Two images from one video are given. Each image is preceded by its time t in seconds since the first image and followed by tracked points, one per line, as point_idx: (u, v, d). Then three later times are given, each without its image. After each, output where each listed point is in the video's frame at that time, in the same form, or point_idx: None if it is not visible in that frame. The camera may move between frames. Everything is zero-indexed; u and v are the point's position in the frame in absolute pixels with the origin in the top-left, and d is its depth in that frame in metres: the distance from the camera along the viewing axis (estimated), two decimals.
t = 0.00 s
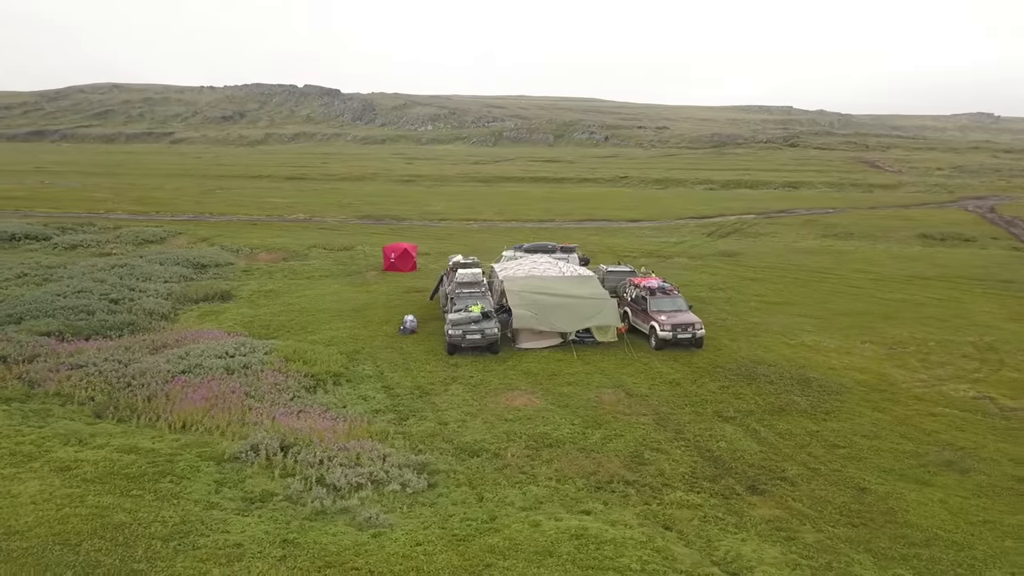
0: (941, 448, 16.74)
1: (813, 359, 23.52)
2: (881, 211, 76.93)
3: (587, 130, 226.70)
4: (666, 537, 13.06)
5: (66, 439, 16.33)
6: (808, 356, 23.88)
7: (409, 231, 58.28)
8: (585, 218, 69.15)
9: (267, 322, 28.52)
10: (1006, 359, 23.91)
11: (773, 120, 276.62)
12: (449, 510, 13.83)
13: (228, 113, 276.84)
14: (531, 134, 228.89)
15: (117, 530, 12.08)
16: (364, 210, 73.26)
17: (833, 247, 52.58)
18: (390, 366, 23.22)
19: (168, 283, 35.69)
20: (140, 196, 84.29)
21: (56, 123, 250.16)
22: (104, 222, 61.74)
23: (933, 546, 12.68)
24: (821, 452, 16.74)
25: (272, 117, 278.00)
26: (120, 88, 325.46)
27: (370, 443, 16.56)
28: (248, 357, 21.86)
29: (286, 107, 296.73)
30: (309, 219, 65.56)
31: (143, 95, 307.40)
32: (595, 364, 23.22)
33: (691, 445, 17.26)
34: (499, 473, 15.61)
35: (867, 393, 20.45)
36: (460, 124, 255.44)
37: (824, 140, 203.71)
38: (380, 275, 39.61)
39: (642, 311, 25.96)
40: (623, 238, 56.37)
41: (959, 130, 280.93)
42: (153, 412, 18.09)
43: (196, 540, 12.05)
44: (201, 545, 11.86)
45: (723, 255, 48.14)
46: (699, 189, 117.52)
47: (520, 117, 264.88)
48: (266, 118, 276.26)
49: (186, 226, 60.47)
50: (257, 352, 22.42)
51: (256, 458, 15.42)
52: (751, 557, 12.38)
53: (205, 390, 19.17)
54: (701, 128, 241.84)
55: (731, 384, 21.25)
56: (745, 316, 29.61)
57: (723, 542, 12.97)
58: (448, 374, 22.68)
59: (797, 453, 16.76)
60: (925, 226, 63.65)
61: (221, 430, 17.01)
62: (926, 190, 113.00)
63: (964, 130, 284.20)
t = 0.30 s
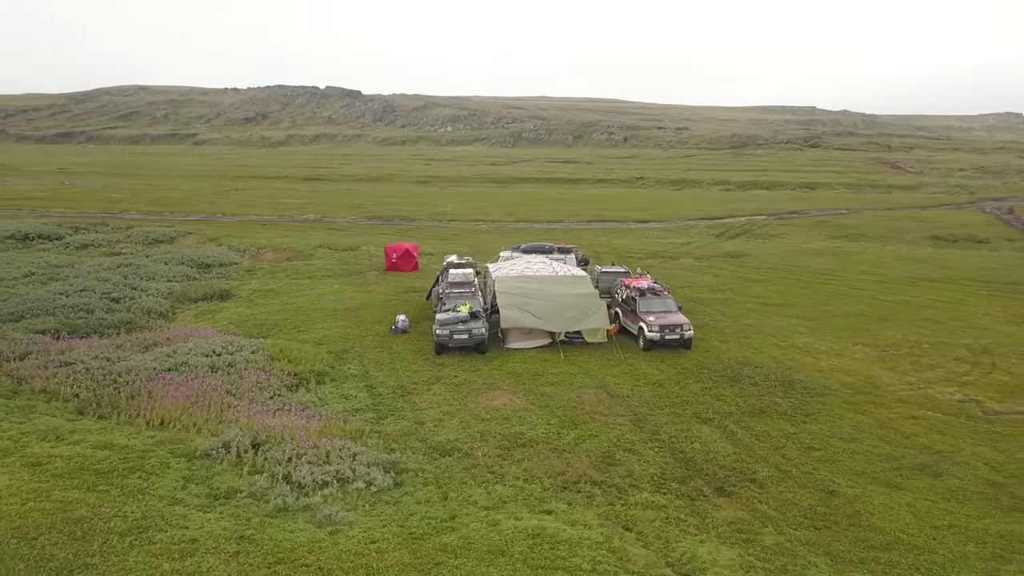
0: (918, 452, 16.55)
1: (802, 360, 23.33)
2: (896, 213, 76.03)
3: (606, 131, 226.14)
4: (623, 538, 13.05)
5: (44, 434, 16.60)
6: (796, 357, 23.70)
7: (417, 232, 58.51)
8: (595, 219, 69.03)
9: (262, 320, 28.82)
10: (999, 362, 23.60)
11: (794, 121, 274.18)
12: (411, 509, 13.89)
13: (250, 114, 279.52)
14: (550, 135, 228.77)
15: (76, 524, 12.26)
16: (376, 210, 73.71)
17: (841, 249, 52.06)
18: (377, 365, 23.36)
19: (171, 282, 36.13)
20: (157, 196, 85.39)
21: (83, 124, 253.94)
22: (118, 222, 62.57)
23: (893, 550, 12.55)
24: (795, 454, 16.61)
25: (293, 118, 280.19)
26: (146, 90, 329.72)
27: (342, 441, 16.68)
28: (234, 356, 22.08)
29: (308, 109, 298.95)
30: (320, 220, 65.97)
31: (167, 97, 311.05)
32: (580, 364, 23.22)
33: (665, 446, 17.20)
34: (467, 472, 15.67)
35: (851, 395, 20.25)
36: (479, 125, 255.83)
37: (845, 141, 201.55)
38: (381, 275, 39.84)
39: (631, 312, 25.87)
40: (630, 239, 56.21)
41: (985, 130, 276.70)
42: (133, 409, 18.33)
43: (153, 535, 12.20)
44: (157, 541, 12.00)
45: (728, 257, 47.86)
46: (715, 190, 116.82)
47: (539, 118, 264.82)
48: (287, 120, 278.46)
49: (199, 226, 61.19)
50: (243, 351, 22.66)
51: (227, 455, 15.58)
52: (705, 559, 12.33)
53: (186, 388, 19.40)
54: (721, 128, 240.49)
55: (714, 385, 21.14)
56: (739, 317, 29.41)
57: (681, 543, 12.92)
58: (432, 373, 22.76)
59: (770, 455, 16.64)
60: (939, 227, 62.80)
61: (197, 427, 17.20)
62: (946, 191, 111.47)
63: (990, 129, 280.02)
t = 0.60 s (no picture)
0: (896, 456, 16.31)
1: (791, 363, 23.07)
2: (913, 213, 75.00)
3: (626, 132, 225.30)
4: (583, 540, 12.96)
5: (24, 431, 16.83)
6: (787, 360, 23.43)
7: (425, 233, 58.66)
8: (606, 220, 68.78)
9: (257, 320, 29.01)
10: (994, 366, 23.17)
11: (817, 121, 271.44)
12: (374, 508, 13.92)
13: (272, 115, 282.04)
14: (569, 136, 228.42)
15: (38, 521, 12.41)
16: (389, 210, 74.05)
17: (852, 250, 51.44)
18: (364, 365, 23.42)
19: (174, 282, 36.51)
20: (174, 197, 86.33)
21: (109, 126, 257.68)
22: (132, 223, 63.33)
23: (855, 556, 12.36)
24: (770, 458, 16.43)
25: (315, 120, 282.20)
26: (171, 92, 334.20)
27: (316, 441, 16.75)
28: (221, 355, 22.25)
29: (329, 110, 300.99)
30: (331, 221, 66.36)
31: (191, 98, 314.65)
32: (568, 365, 23.12)
33: (640, 448, 17.09)
34: (437, 473, 15.66)
35: (837, 398, 20.01)
36: (499, 126, 256.10)
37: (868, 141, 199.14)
38: (383, 276, 39.97)
39: (622, 313, 25.73)
40: (638, 241, 55.95)
41: (1013, 130, 272.12)
42: (115, 407, 18.53)
43: (113, 531, 12.31)
44: (115, 537, 12.12)
45: (735, 258, 47.47)
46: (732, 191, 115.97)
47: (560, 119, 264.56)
48: (308, 121, 280.52)
49: (211, 226, 61.85)
50: (231, 350, 22.83)
51: (199, 453, 15.69)
52: (663, 562, 12.22)
53: (170, 387, 19.58)
54: (742, 129, 238.68)
55: (699, 387, 20.98)
56: (735, 319, 29.13)
57: (640, 546, 12.82)
58: (419, 373, 22.78)
59: (745, 458, 16.47)
60: (955, 229, 61.82)
61: (174, 425, 17.35)
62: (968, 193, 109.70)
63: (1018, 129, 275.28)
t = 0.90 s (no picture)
0: (879, 463, 16.00)
1: (785, 367, 22.74)
2: (934, 215, 73.81)
3: (649, 133, 224.21)
4: (546, 544, 12.84)
5: (9, 428, 17.07)
6: (781, 363, 23.12)
7: (437, 234, 58.78)
8: (620, 221, 68.45)
9: (256, 320, 29.21)
10: (994, 370, 22.69)
11: (844, 121, 268.22)
12: (341, 509, 13.93)
13: (298, 117, 284.58)
14: (592, 137, 227.92)
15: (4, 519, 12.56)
16: (404, 211, 74.38)
17: (866, 252, 50.70)
18: (355, 365, 23.47)
19: (180, 281, 36.90)
20: (195, 198, 87.45)
21: (139, 128, 261.59)
22: (150, 223, 64.15)
23: (821, 564, 12.15)
24: (749, 462, 16.20)
25: (339, 121, 284.25)
26: (200, 95, 338.66)
27: (294, 440, 16.79)
28: (212, 354, 22.42)
29: (354, 111, 303.08)
30: (345, 221, 66.75)
31: (220, 100, 318.75)
32: (559, 367, 22.99)
33: (618, 451, 16.94)
34: (411, 474, 15.62)
35: (826, 403, 19.69)
36: (522, 126, 256.10)
37: (895, 141, 196.36)
38: (388, 276, 40.11)
39: (616, 315, 25.59)
40: (649, 242, 55.63)
41: None
42: (101, 405, 18.74)
43: (76, 528, 12.43)
44: (78, 534, 12.23)
45: (745, 259, 46.98)
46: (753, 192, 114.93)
47: (583, 120, 264.11)
48: (333, 122, 282.63)
49: (226, 227, 62.47)
50: (223, 349, 22.98)
51: (175, 452, 15.79)
52: (623, 567, 12.10)
53: (157, 386, 19.73)
54: (767, 130, 236.56)
55: (687, 390, 20.75)
56: (734, 322, 28.81)
57: (604, 550, 12.68)
58: (408, 374, 22.79)
59: (724, 463, 16.25)
60: (975, 231, 60.73)
61: (156, 423, 17.48)
62: (995, 194, 107.74)
63: None
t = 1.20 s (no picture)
0: (862, 470, 15.67)
1: (780, 371, 22.38)
2: (957, 217, 72.46)
3: (674, 134, 222.88)
4: (510, 548, 12.73)
5: None
6: (776, 367, 22.75)
7: (450, 236, 58.88)
8: (635, 222, 68.10)
9: (256, 320, 29.42)
10: (996, 376, 22.16)
11: (873, 121, 264.43)
12: (309, 510, 13.92)
13: (325, 119, 286.84)
14: (617, 138, 227.09)
15: None
16: (420, 212, 74.61)
17: (882, 255, 49.89)
18: (347, 366, 23.52)
19: (188, 281, 37.32)
20: (216, 198, 88.48)
21: (168, 130, 265.36)
22: (168, 224, 65.00)
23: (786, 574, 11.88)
24: (729, 467, 15.94)
25: (365, 123, 286.09)
26: (229, 97, 342.96)
27: (273, 440, 16.81)
28: (204, 354, 22.56)
29: (380, 113, 304.86)
30: (360, 222, 67.14)
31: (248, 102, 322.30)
32: (550, 369, 22.85)
33: (598, 455, 16.76)
34: (385, 475, 15.57)
35: (816, 408, 19.33)
36: (546, 127, 255.83)
37: (924, 142, 193.19)
38: (394, 277, 40.23)
39: (612, 317, 25.37)
40: (662, 244, 55.26)
41: None
42: (88, 403, 18.91)
43: (42, 526, 12.53)
44: (42, 532, 12.33)
45: (756, 261, 46.47)
46: (775, 193, 113.74)
47: (608, 121, 263.14)
48: (359, 124, 284.37)
49: (242, 227, 63.08)
50: (216, 349, 23.12)
51: (152, 451, 15.88)
52: (583, 573, 11.94)
53: (145, 385, 19.89)
54: (793, 130, 234.12)
55: (677, 393, 20.50)
56: (734, 325, 28.45)
57: (566, 556, 12.53)
58: (398, 375, 22.77)
59: (703, 467, 16.00)
60: (997, 233, 59.53)
61: (138, 422, 17.61)
62: None
63: None
